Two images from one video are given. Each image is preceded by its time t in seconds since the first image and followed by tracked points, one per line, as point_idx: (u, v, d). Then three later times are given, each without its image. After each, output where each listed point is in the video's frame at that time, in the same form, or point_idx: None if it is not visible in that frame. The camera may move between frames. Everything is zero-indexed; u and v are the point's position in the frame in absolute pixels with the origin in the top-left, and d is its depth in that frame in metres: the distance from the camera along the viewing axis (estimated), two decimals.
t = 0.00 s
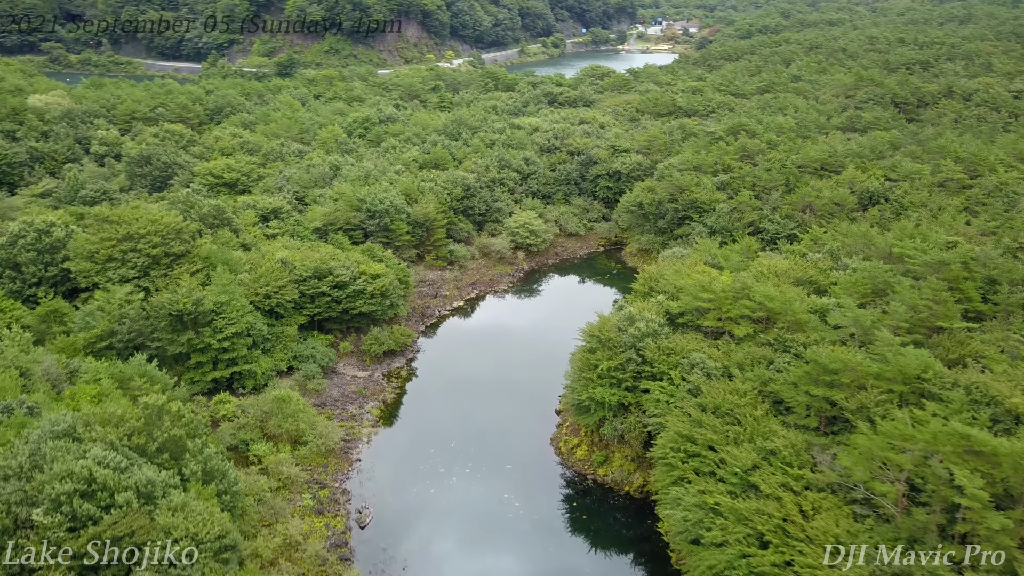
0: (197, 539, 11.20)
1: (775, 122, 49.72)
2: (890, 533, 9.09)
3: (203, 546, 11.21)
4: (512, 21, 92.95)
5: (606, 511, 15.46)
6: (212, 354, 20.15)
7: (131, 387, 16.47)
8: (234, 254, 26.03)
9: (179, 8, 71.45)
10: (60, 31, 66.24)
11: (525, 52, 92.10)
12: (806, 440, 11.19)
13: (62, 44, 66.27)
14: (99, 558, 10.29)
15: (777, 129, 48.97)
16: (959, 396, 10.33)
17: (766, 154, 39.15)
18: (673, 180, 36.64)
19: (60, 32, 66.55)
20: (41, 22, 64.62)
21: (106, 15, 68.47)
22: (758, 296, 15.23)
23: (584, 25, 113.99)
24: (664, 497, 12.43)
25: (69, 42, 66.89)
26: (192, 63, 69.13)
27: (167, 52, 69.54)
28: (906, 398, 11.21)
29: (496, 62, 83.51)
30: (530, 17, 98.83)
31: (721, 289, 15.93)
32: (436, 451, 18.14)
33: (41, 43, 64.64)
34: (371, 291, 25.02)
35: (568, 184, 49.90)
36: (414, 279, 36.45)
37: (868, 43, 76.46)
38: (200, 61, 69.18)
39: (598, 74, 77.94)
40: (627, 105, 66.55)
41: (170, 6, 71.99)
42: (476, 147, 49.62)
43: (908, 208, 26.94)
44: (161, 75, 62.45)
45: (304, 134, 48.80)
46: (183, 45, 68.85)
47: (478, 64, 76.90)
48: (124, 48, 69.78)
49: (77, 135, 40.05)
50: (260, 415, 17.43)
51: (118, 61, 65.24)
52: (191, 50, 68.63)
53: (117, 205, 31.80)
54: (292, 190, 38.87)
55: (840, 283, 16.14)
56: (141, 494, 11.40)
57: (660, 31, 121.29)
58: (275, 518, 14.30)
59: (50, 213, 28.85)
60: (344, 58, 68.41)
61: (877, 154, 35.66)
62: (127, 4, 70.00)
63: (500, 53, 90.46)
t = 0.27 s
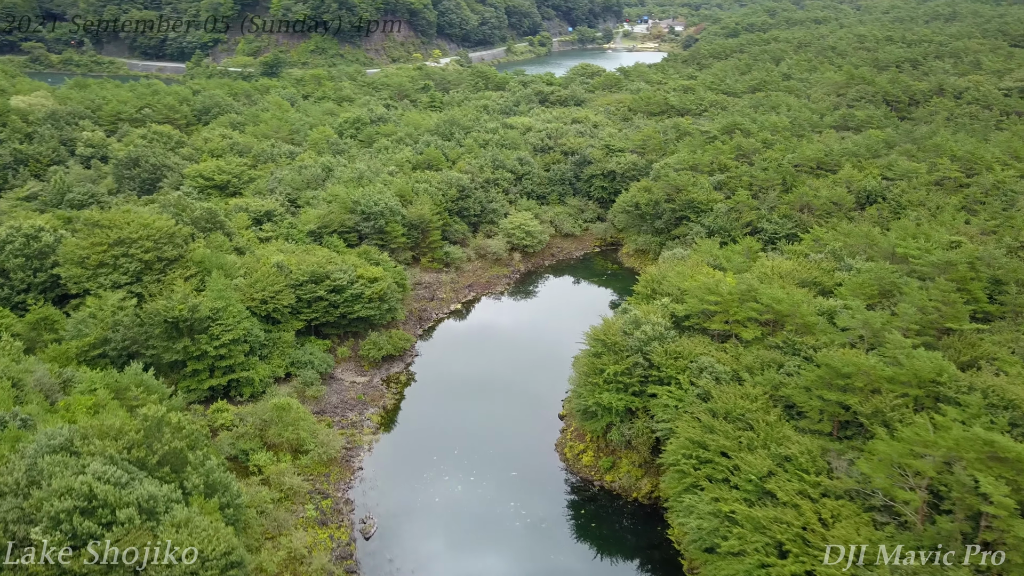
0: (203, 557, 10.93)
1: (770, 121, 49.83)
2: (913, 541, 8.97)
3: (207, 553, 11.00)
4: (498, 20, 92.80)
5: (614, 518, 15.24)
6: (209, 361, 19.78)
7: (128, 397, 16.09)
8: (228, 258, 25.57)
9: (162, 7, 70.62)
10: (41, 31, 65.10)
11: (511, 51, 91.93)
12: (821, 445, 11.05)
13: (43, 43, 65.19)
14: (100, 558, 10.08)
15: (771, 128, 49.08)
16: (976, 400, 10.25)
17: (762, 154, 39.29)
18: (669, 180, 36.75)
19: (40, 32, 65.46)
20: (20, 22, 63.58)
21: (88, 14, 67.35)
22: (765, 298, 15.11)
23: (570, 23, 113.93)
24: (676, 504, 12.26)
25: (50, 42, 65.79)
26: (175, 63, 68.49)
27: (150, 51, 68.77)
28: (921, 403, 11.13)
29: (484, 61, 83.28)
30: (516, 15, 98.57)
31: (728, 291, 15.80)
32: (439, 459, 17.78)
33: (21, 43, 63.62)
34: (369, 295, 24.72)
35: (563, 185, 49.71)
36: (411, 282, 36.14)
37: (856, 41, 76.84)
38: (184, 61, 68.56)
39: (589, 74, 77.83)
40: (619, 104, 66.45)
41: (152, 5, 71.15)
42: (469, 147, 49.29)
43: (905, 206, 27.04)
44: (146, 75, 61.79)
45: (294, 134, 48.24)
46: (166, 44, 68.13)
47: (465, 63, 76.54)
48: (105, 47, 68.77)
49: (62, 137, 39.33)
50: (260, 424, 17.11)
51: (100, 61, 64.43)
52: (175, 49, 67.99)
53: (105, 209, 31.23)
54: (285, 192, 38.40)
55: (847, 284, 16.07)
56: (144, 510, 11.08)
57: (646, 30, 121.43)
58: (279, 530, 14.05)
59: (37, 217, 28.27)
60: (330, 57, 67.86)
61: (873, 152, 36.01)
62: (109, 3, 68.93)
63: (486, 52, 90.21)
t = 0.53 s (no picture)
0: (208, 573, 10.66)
1: (763, 120, 50.01)
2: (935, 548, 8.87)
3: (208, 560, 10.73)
4: (484, 19, 92.51)
5: (622, 524, 15.07)
6: (205, 369, 19.42)
7: (124, 408, 15.72)
8: (222, 262, 25.10)
9: (145, 6, 69.69)
10: (20, 30, 63.94)
11: (498, 50, 91.77)
12: (836, 451, 10.92)
13: (22, 43, 63.97)
14: (99, 557, 9.94)
15: (765, 127, 49.24)
16: (993, 403, 10.20)
17: (758, 153, 39.69)
18: (665, 180, 36.93)
19: (20, 32, 64.29)
20: None
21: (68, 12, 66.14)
22: (772, 300, 15.01)
23: (555, 21, 113.88)
24: (688, 512, 12.11)
25: (29, 41, 64.57)
26: (159, 63, 67.55)
27: (133, 50, 67.84)
28: (934, 406, 11.07)
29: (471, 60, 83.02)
30: (502, 13, 98.33)
31: (734, 294, 15.70)
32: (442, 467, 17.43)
33: None
34: (367, 299, 24.42)
35: (557, 185, 49.56)
36: (406, 285, 35.81)
37: (844, 39, 77.32)
38: (167, 60, 67.61)
39: (578, 72, 77.73)
40: (610, 103, 66.39)
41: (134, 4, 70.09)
42: (462, 147, 48.98)
43: (903, 205, 27.16)
44: (129, 76, 61.01)
45: (284, 135, 47.68)
46: (149, 44, 67.23)
47: (452, 62, 76.14)
48: (87, 47, 67.65)
49: (46, 139, 38.62)
50: (259, 432, 16.81)
51: (82, 61, 63.45)
52: (158, 49, 67.09)
53: (93, 213, 30.64)
54: (277, 194, 37.94)
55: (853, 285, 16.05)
56: (146, 527, 10.75)
57: (631, 28, 121.67)
58: (282, 542, 13.82)
59: (23, 222, 27.68)
60: (316, 57, 67.27)
61: (868, 151, 36.50)
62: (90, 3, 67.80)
63: (473, 50, 89.92)
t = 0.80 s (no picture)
0: None
1: (755, 118, 50.19)
2: (954, 555, 8.81)
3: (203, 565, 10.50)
4: (467, 17, 92.11)
5: (629, 531, 14.88)
6: (200, 377, 19.02)
7: (119, 420, 15.32)
8: (213, 266, 24.59)
9: (124, 5, 68.77)
10: None
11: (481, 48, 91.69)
12: (849, 455, 10.81)
13: None
14: (99, 557, 9.78)
15: (757, 125, 49.43)
16: (1008, 406, 10.15)
17: (751, 151, 40.19)
18: (659, 180, 37.38)
19: None
20: None
21: (45, 11, 64.91)
22: (778, 301, 14.92)
23: (538, 20, 113.76)
24: (699, 518, 11.96)
25: (5, 41, 63.26)
26: (138, 62, 66.74)
27: (112, 50, 66.87)
28: (947, 409, 11.00)
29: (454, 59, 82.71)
30: (485, 12, 98.04)
31: (739, 296, 15.60)
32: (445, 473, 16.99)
33: None
34: (363, 303, 24.09)
35: (549, 185, 49.37)
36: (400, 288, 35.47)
37: (829, 37, 77.84)
38: (147, 59, 66.80)
39: (566, 71, 77.56)
40: (599, 102, 66.27)
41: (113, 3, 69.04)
42: (452, 147, 48.63)
43: (897, 204, 27.61)
44: (108, 76, 60.19)
45: (271, 136, 47.04)
46: (128, 43, 66.30)
47: (437, 61, 75.63)
48: (64, 46, 66.47)
49: (26, 141, 37.78)
50: (257, 442, 16.45)
51: (59, 61, 62.41)
52: (138, 48, 66.21)
53: (78, 217, 29.97)
54: (266, 197, 37.40)
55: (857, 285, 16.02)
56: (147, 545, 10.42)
57: (614, 26, 121.82)
58: (285, 556, 13.67)
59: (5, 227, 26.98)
60: (299, 56, 66.66)
61: (860, 150, 37.09)
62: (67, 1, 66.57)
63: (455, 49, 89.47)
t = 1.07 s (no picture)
0: None
1: (745, 117, 50.44)
2: (974, 560, 8.73)
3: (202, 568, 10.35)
4: (450, 16, 91.61)
5: (637, 537, 14.67)
6: (194, 387, 18.62)
7: (114, 433, 14.93)
8: (204, 271, 24.08)
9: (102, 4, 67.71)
10: None
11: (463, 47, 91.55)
12: (863, 460, 10.69)
13: None
14: (99, 557, 9.59)
15: (747, 124, 49.67)
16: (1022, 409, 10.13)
17: (742, 151, 40.62)
18: (652, 180, 37.68)
19: None
20: None
21: (20, 10, 63.68)
22: (783, 303, 14.84)
23: (521, 19, 113.59)
24: (710, 525, 11.83)
25: None
26: (117, 62, 65.81)
27: (90, 50, 65.91)
28: (959, 412, 10.95)
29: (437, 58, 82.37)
30: (468, 11, 97.76)
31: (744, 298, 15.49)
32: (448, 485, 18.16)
33: None
34: (358, 308, 23.77)
35: (540, 185, 49.22)
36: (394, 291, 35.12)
37: (813, 35, 78.43)
38: (126, 60, 65.91)
39: (552, 70, 77.46)
40: (587, 101, 66.20)
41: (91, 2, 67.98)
42: (442, 148, 48.31)
43: (891, 202, 28.34)
44: (87, 76, 59.24)
45: (258, 137, 46.40)
46: (107, 43, 65.37)
47: (421, 60, 75.15)
48: (41, 46, 65.31)
49: (6, 144, 36.94)
50: (255, 452, 16.11)
51: (36, 61, 61.29)
52: (116, 48, 65.27)
53: (62, 222, 29.31)
54: (254, 199, 36.88)
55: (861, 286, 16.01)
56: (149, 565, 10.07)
57: (596, 26, 122.10)
58: (287, 570, 13.33)
59: None
60: (281, 56, 66.09)
61: (851, 149, 37.58)
62: None
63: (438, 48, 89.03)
